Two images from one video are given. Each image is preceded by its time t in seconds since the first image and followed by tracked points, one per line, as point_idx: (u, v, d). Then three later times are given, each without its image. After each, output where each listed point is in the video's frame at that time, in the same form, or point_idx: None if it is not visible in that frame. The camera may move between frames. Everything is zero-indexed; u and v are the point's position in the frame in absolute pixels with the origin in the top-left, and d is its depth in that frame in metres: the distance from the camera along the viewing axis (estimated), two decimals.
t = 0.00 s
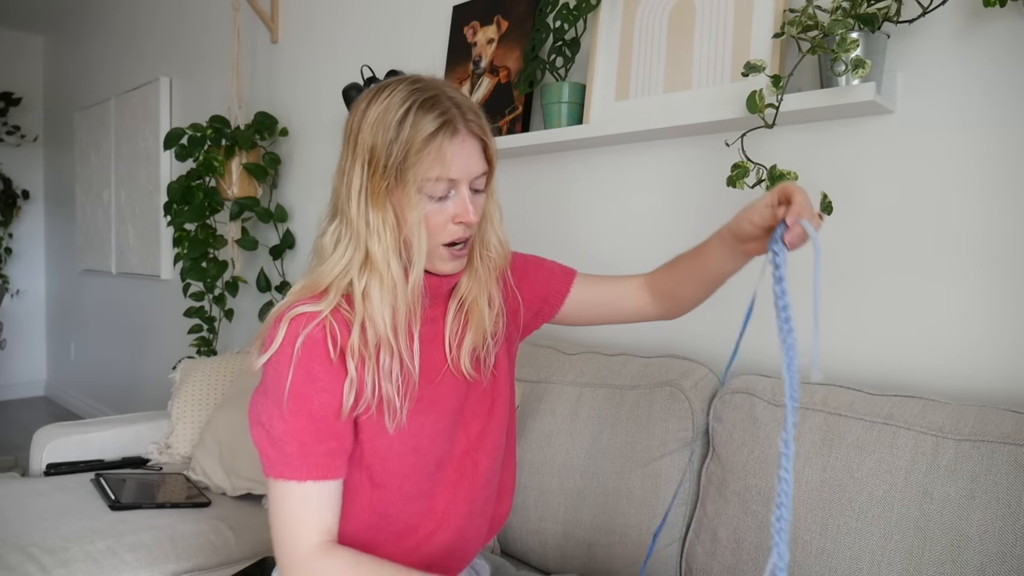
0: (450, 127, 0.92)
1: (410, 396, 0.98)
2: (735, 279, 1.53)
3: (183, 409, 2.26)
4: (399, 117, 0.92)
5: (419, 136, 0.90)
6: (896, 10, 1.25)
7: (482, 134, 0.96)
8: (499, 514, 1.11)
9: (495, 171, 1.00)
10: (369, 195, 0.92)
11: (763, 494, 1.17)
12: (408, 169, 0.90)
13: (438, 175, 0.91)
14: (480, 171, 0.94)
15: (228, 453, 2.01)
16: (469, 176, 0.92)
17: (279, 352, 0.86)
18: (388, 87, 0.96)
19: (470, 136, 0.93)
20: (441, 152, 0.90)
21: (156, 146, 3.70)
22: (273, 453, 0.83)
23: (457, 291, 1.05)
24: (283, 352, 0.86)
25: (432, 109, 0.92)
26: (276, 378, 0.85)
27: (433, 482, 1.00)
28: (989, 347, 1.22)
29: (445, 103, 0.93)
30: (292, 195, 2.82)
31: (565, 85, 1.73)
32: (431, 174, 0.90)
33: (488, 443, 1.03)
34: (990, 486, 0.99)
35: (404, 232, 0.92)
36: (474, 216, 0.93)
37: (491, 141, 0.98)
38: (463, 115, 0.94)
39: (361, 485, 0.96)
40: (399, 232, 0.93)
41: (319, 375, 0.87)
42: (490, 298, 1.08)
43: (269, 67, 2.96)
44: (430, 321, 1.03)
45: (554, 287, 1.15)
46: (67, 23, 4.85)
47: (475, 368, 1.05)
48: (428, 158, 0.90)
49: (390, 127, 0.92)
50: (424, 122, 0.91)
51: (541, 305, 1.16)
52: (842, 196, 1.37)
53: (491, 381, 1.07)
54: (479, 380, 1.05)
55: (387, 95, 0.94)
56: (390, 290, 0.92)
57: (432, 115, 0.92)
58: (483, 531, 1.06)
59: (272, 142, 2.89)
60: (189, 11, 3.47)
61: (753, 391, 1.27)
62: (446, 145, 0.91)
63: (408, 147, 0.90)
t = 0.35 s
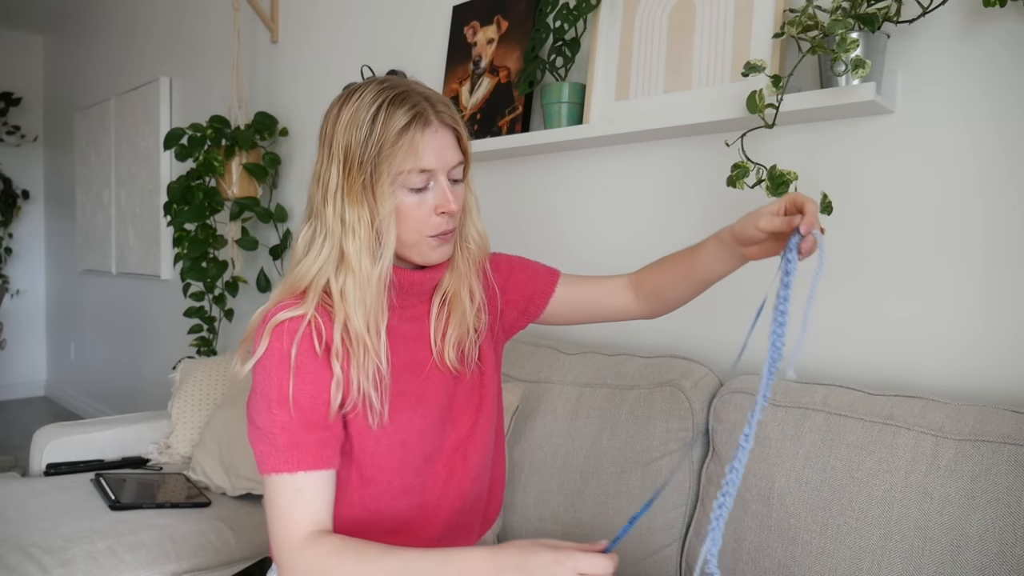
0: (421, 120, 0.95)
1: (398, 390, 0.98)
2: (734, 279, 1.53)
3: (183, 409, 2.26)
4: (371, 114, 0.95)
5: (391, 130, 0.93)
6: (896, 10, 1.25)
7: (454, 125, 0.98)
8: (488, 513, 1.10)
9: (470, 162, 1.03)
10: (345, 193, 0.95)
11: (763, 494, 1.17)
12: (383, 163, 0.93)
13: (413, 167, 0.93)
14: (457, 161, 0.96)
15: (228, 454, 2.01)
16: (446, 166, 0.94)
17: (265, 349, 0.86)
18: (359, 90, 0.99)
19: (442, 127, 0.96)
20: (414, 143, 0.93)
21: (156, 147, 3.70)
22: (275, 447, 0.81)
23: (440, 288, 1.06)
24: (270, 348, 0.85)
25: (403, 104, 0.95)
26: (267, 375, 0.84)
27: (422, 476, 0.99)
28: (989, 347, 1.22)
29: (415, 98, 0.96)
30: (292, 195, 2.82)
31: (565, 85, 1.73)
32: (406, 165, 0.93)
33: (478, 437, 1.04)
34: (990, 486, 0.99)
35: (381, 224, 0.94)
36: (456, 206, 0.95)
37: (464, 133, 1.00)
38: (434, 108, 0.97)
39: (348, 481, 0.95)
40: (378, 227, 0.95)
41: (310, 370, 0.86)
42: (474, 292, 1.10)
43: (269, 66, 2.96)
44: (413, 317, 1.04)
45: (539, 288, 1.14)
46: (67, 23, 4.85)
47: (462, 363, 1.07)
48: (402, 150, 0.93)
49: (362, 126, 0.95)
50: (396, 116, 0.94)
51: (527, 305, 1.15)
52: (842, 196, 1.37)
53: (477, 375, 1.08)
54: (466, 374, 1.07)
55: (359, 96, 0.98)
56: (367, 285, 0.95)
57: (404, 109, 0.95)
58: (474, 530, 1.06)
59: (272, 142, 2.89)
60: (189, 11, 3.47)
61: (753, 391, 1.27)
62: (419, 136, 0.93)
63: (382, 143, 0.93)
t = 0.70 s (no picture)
0: (426, 112, 0.96)
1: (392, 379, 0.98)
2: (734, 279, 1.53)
3: (183, 409, 2.26)
4: (378, 102, 0.96)
5: (395, 119, 0.94)
6: (896, 10, 1.25)
7: (458, 124, 1.00)
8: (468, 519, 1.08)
9: (467, 163, 1.04)
10: (347, 174, 0.95)
11: (763, 493, 1.17)
12: (385, 148, 0.94)
13: (412, 155, 0.94)
14: (455, 159, 0.97)
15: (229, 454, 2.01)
16: (444, 160, 0.95)
17: (246, 310, 0.82)
18: (369, 81, 1.00)
19: (446, 124, 0.97)
20: (416, 133, 0.94)
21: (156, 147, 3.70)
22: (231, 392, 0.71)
23: (434, 287, 1.06)
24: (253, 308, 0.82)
25: (410, 95, 0.97)
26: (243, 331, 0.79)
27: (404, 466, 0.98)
28: (989, 346, 1.22)
29: (423, 92, 0.98)
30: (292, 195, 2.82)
31: (565, 85, 1.73)
32: (405, 153, 0.93)
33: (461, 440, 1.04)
34: (990, 486, 0.99)
35: (378, 208, 0.94)
36: (449, 200, 0.95)
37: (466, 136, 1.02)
38: (441, 104, 0.98)
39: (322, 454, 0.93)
40: (371, 212, 0.94)
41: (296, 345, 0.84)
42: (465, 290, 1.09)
43: (269, 66, 2.96)
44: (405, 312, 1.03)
45: (532, 305, 1.17)
46: (67, 23, 4.85)
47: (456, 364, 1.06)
48: (404, 139, 0.94)
49: (369, 113, 0.96)
50: (401, 107, 0.95)
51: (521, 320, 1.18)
52: (842, 196, 1.37)
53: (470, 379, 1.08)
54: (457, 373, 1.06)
55: (369, 86, 0.99)
56: (361, 264, 0.94)
57: (411, 99, 0.96)
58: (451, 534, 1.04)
59: (272, 142, 2.89)
60: (188, 11, 3.46)
61: (753, 391, 1.27)
62: (421, 127, 0.95)
63: (385, 129, 0.94)
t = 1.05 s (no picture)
0: (442, 98, 0.99)
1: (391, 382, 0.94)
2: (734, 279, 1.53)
3: (183, 409, 2.26)
4: (395, 89, 0.99)
5: (412, 104, 0.97)
6: (896, 10, 1.25)
7: (474, 112, 1.03)
8: (441, 546, 1.01)
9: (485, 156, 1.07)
10: (364, 161, 0.96)
11: (763, 494, 1.17)
12: (401, 133, 0.96)
13: (429, 138, 0.97)
14: (471, 146, 1.01)
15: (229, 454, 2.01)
16: (459, 146, 0.99)
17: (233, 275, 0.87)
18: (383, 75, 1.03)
19: (462, 112, 1.01)
20: (433, 116, 0.97)
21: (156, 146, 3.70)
22: (163, 347, 0.80)
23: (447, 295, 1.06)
24: (236, 276, 0.86)
25: (426, 84, 1.00)
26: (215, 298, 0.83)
27: (382, 476, 0.93)
28: (989, 347, 1.22)
29: (439, 82, 1.01)
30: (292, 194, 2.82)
31: (565, 85, 1.73)
32: (421, 136, 0.96)
33: (446, 457, 1.00)
34: (990, 486, 0.99)
35: (395, 194, 0.96)
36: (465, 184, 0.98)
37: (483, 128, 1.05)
38: (457, 94, 1.02)
39: (297, 448, 0.90)
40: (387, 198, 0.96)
41: (273, 326, 0.85)
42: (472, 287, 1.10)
43: (269, 66, 2.96)
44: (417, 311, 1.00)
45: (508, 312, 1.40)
46: (67, 23, 4.85)
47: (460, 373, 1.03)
48: (422, 123, 0.97)
49: (385, 100, 0.98)
50: (418, 93, 0.98)
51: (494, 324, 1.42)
52: (842, 196, 1.37)
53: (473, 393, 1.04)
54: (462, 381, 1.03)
55: (385, 81, 1.02)
56: (372, 251, 0.94)
57: (426, 87, 0.99)
58: (417, 564, 0.98)
59: (272, 142, 2.89)
60: (188, 11, 3.46)
61: (754, 391, 1.27)
62: (438, 112, 0.98)
63: (402, 114, 0.97)
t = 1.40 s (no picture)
0: (463, 115, 0.98)
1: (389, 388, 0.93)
2: (734, 278, 1.53)
3: (183, 408, 2.26)
4: (417, 102, 0.98)
5: (432, 119, 0.96)
6: (896, 10, 1.25)
7: (493, 132, 1.02)
8: (434, 553, 0.99)
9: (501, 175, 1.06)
10: (377, 171, 0.95)
11: (763, 494, 1.17)
12: (417, 148, 0.95)
13: (444, 156, 0.95)
14: (487, 167, 0.99)
15: (229, 453, 2.01)
16: (475, 166, 0.97)
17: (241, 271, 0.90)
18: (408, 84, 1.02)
19: (482, 132, 0.99)
20: (451, 134, 0.96)
21: (156, 146, 3.70)
22: (172, 340, 0.86)
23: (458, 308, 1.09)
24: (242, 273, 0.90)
25: (448, 99, 0.99)
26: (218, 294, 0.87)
27: (375, 479, 0.93)
28: (989, 345, 1.22)
29: (462, 97, 1.00)
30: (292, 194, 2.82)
31: (565, 85, 1.73)
32: (438, 153, 0.95)
33: (442, 461, 1.00)
34: (990, 486, 0.99)
35: (406, 210, 0.95)
36: (476, 207, 0.96)
37: (499, 146, 1.04)
38: (478, 111, 1.00)
39: (294, 445, 0.92)
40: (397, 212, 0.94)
41: (268, 324, 0.87)
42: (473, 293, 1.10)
43: (269, 66, 2.96)
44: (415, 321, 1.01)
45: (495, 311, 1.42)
46: (67, 23, 4.85)
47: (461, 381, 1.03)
48: (440, 140, 0.95)
49: (406, 112, 0.97)
50: (439, 108, 0.97)
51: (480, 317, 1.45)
52: (842, 196, 1.37)
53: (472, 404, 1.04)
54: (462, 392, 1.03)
55: (408, 88, 1.00)
56: (385, 266, 0.92)
57: (447, 103, 0.98)
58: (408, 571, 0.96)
59: (272, 142, 2.89)
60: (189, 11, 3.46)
61: (754, 391, 1.27)
62: (456, 129, 0.96)
63: (420, 128, 0.95)
